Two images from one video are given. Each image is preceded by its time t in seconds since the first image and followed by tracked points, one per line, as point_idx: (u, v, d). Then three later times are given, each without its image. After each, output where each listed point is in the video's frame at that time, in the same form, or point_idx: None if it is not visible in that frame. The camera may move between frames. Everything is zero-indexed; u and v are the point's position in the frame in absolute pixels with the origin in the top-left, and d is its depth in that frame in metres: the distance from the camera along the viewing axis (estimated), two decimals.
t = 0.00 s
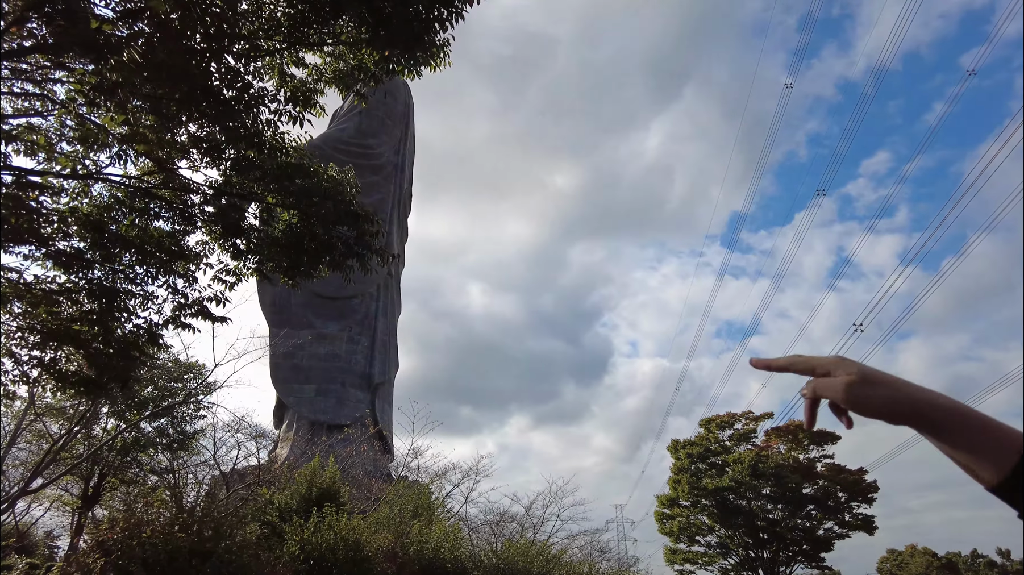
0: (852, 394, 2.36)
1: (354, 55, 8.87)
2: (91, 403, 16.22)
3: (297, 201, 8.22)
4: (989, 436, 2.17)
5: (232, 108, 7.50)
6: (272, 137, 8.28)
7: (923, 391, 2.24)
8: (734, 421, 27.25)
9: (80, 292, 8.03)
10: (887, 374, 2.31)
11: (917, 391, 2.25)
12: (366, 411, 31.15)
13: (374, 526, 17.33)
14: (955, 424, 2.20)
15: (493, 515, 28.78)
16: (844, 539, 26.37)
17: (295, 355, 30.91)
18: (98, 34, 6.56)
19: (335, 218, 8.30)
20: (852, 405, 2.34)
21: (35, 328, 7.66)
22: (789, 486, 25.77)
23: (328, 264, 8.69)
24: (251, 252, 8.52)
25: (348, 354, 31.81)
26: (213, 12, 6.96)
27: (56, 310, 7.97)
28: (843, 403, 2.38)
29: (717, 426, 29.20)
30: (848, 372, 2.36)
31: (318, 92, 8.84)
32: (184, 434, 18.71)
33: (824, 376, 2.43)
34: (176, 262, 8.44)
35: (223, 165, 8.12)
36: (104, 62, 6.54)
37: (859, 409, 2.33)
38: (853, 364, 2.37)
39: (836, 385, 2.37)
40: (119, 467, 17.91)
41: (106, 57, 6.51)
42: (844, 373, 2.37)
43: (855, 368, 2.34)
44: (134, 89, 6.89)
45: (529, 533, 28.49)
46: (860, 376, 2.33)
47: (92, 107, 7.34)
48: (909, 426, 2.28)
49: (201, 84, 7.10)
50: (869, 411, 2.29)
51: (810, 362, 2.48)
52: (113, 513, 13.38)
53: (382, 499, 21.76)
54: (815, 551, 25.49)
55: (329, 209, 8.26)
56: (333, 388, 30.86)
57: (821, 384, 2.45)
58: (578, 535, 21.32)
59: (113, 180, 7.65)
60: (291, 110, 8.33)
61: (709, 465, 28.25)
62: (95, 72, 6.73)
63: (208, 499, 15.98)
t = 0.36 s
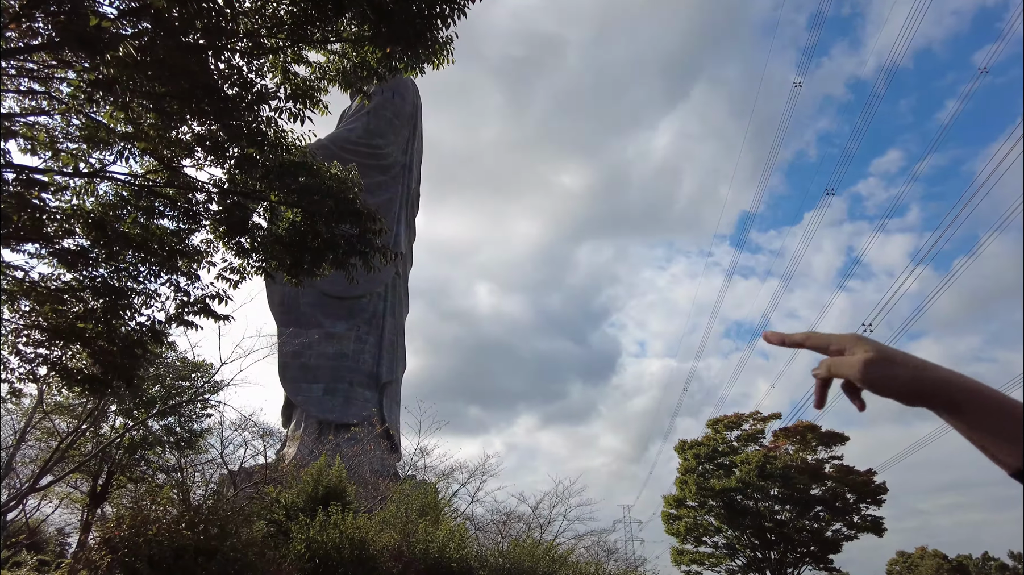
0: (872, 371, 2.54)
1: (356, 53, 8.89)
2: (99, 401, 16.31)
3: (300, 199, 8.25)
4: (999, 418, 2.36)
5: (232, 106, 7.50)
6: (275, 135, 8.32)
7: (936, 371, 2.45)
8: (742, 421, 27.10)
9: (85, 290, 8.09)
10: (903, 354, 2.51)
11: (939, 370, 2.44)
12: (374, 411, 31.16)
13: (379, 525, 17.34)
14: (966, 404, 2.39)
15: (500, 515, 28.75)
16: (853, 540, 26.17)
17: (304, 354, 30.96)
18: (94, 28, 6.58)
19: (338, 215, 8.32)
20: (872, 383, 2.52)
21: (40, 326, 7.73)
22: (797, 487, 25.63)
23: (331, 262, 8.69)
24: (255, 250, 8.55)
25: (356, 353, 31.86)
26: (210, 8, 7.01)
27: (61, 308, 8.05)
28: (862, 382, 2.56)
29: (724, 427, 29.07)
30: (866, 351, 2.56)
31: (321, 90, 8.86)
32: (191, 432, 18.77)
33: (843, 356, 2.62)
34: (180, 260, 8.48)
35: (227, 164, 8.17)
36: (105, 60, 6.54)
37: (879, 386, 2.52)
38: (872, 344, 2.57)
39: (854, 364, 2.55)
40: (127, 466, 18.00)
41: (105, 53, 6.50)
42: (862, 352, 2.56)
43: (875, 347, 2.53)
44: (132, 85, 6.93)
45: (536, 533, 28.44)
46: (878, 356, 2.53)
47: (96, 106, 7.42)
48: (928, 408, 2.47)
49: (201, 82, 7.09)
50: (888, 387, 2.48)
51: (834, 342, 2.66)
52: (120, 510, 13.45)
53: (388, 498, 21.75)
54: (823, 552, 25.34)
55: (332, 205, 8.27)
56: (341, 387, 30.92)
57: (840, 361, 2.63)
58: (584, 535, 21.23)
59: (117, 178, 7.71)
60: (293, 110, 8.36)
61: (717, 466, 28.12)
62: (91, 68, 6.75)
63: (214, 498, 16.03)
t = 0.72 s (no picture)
0: (880, 354, 2.71)
1: (355, 57, 8.93)
2: (107, 405, 16.39)
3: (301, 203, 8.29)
4: (998, 392, 2.57)
5: (231, 110, 7.50)
6: (276, 138, 8.35)
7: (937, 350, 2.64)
8: (750, 424, 26.94)
9: (89, 294, 8.17)
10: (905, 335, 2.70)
11: (941, 349, 2.63)
12: (382, 414, 31.17)
13: (384, 528, 17.32)
14: (971, 380, 2.60)
15: (508, 518, 28.67)
16: (863, 544, 25.94)
17: (312, 357, 31.02)
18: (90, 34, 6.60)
19: (338, 219, 8.35)
20: (879, 363, 2.70)
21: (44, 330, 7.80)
22: (806, 490, 25.45)
23: (332, 265, 8.71)
24: (257, 254, 8.59)
25: (364, 356, 31.89)
26: (209, 14, 6.94)
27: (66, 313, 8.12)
28: (869, 363, 2.73)
29: (733, 430, 28.93)
30: (872, 333, 2.74)
31: (322, 94, 8.90)
32: (199, 435, 18.85)
33: (848, 338, 2.80)
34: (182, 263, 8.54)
35: (229, 168, 8.22)
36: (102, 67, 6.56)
37: (884, 366, 2.69)
38: (877, 326, 2.75)
39: (861, 344, 2.74)
40: (135, 469, 18.07)
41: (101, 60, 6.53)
42: (867, 334, 2.75)
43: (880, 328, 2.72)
44: (126, 91, 6.94)
45: (543, 537, 28.35)
46: (884, 336, 2.71)
47: (98, 111, 7.50)
48: (933, 384, 2.67)
49: (198, 88, 7.09)
50: (893, 366, 2.66)
51: (839, 326, 2.85)
52: (127, 514, 13.49)
53: (395, 502, 21.73)
54: (833, 556, 25.13)
55: (330, 209, 8.31)
56: (349, 391, 30.97)
57: (845, 344, 2.81)
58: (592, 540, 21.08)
59: (119, 182, 7.77)
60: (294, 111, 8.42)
61: (725, 469, 27.94)
62: (87, 73, 6.78)
63: (221, 501, 16.08)
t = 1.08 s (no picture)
0: (901, 338, 2.69)
1: (360, 67, 8.99)
2: (123, 416, 16.52)
3: (308, 213, 8.33)
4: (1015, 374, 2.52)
5: (236, 122, 7.56)
6: (282, 148, 8.41)
7: (966, 333, 2.60)
8: (766, 425, 26.71)
9: (100, 307, 8.25)
10: (936, 316, 2.66)
11: (961, 331, 2.61)
12: (395, 420, 31.19)
13: (398, 535, 17.28)
14: (988, 360, 2.57)
15: (523, 523, 28.57)
16: (883, 545, 25.62)
17: (325, 365, 31.12)
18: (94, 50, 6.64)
19: (345, 227, 8.38)
20: (904, 347, 2.67)
21: (57, 343, 7.87)
22: (823, 491, 25.20)
23: (340, 273, 8.73)
24: (265, 264, 8.63)
25: (377, 363, 31.95)
26: (209, 26, 7.06)
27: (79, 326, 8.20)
28: (894, 348, 2.71)
29: (748, 431, 28.71)
30: (899, 316, 2.71)
31: (328, 104, 8.96)
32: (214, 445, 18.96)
33: (873, 318, 2.78)
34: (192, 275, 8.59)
35: (236, 179, 8.28)
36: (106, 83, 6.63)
37: (910, 350, 2.66)
38: (904, 308, 2.71)
39: (886, 326, 2.71)
40: (151, 479, 18.18)
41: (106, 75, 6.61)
42: (895, 316, 2.71)
43: (908, 311, 2.68)
44: (131, 105, 7.04)
45: (559, 542, 28.20)
46: (909, 318, 2.68)
47: (107, 126, 7.59)
48: (959, 369, 2.62)
49: (202, 101, 7.13)
50: (916, 350, 2.63)
51: (864, 307, 2.81)
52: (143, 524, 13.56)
53: (410, 508, 21.72)
54: (852, 558, 24.84)
55: (337, 218, 8.34)
56: (362, 398, 31.02)
57: (870, 326, 2.78)
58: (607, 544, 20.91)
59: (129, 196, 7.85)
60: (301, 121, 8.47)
61: (740, 471, 27.72)
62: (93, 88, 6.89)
63: (237, 510, 16.15)
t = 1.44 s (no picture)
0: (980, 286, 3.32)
1: (374, 71, 9.06)
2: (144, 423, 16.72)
3: (325, 217, 8.39)
4: None
5: (254, 128, 7.62)
6: (299, 154, 8.48)
7: None
8: (785, 426, 26.45)
9: (123, 314, 8.36)
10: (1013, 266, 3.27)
11: None
12: (412, 424, 31.26)
13: (417, 539, 17.30)
14: None
15: (540, 527, 28.49)
16: (907, 547, 25.25)
17: (341, 370, 31.29)
18: (116, 59, 6.72)
19: (362, 231, 8.43)
20: (985, 295, 3.29)
21: (81, 349, 7.99)
22: (844, 492, 24.91)
23: (357, 277, 8.77)
24: (284, 269, 8.70)
25: (393, 368, 32.06)
26: (227, 32, 7.08)
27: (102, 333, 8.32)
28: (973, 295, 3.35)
29: (767, 431, 28.47)
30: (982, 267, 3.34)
31: (343, 109, 9.03)
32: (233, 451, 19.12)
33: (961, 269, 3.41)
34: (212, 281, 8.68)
35: (254, 185, 8.36)
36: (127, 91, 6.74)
37: (991, 297, 3.27)
38: (986, 260, 3.34)
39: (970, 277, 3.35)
40: (172, 485, 18.37)
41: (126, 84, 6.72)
42: (977, 267, 3.35)
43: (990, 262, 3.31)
44: (151, 113, 7.16)
45: (577, 545, 28.08)
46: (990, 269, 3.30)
47: (127, 134, 7.71)
48: None
49: (220, 107, 7.18)
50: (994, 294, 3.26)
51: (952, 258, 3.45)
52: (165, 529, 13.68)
53: (428, 512, 21.76)
54: (876, 559, 24.50)
55: (354, 222, 8.40)
56: (379, 403, 31.13)
57: (956, 275, 3.42)
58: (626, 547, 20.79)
59: (149, 203, 7.96)
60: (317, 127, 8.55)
61: (760, 472, 27.46)
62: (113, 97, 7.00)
63: (257, 514, 16.26)
